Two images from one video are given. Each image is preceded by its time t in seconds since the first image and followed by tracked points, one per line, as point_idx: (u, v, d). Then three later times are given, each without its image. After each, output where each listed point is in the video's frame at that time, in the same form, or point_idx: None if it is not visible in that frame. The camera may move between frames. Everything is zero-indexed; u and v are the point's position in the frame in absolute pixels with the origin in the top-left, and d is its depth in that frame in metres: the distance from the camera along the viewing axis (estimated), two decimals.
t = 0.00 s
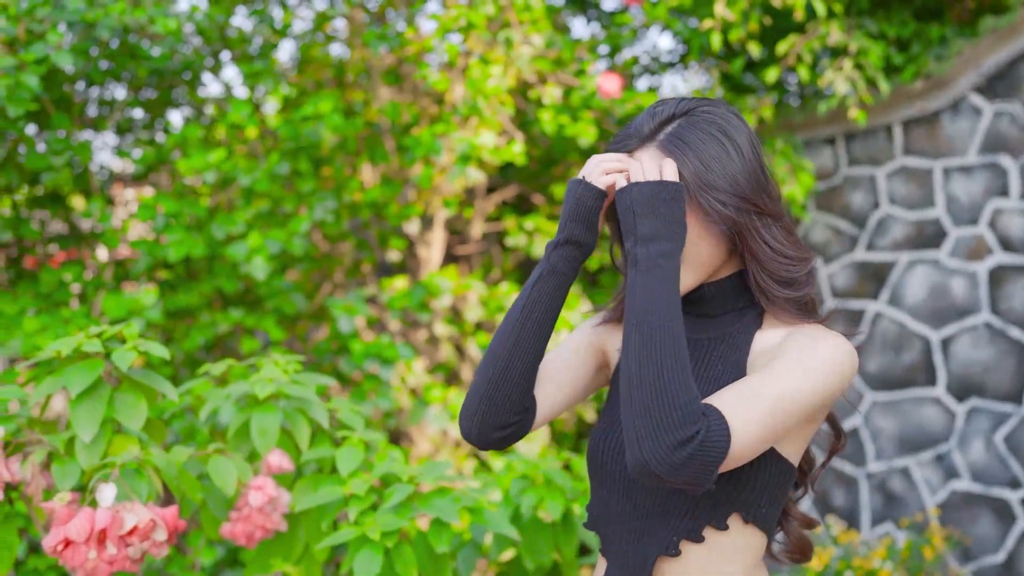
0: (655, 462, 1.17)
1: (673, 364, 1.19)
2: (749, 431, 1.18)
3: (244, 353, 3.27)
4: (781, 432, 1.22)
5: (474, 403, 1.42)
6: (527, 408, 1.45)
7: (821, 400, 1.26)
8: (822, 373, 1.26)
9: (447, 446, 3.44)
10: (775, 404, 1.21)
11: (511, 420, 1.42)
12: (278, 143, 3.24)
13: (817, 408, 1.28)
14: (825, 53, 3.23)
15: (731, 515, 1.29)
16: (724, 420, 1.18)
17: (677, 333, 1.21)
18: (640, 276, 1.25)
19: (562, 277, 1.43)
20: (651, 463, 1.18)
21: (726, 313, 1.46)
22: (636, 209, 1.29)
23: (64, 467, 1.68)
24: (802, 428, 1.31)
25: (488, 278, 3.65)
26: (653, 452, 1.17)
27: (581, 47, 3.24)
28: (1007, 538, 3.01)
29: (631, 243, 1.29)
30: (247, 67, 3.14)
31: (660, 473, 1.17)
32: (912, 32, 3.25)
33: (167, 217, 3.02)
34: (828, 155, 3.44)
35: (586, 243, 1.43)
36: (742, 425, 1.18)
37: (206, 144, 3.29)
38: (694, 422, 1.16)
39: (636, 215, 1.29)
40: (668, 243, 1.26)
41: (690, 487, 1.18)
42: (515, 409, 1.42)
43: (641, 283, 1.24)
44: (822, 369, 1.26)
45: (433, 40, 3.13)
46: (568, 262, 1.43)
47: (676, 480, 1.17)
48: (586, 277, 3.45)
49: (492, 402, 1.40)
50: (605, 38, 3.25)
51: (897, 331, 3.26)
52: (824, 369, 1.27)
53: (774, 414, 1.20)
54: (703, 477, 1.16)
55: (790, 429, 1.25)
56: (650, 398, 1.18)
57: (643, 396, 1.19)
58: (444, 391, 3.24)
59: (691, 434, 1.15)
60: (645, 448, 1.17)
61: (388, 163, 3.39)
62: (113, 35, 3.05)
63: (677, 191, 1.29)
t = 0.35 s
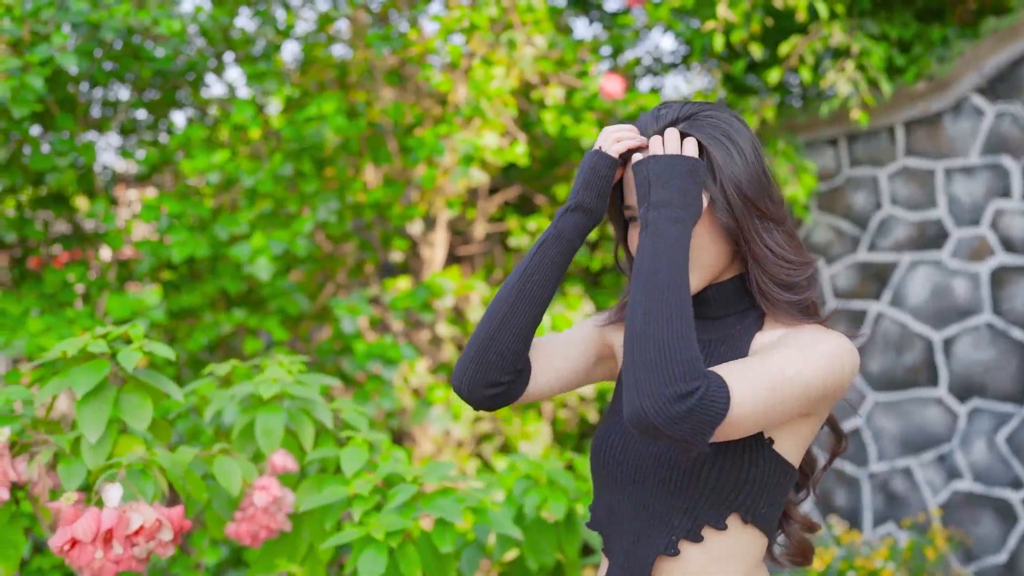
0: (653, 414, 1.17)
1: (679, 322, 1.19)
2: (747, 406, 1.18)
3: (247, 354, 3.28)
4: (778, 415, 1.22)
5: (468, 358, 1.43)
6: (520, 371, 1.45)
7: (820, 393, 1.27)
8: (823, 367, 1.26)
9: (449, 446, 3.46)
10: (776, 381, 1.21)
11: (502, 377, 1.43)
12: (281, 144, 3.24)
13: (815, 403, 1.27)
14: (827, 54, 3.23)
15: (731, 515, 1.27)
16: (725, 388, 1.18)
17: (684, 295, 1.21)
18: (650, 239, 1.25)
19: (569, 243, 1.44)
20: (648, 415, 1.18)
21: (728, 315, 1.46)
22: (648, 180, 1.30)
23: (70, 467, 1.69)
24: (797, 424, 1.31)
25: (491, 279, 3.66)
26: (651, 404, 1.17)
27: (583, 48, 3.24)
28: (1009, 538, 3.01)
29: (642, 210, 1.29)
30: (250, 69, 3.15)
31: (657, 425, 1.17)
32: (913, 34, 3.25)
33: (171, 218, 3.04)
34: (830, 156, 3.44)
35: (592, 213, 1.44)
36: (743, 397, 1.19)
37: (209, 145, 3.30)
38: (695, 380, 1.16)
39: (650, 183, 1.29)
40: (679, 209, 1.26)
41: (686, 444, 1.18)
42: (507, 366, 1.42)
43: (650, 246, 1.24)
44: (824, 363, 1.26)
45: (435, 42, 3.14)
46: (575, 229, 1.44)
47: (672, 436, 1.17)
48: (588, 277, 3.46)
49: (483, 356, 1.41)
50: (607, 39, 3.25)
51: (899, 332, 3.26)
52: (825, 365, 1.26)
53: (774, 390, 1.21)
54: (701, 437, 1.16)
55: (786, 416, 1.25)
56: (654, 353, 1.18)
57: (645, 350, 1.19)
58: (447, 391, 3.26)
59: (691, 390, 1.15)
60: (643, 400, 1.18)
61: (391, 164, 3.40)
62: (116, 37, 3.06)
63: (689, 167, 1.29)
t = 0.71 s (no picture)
0: (654, 352, 1.12)
1: (688, 271, 1.15)
2: (746, 371, 1.13)
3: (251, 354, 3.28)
4: (776, 394, 1.16)
5: (471, 305, 1.40)
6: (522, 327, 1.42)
7: (826, 380, 1.18)
8: (829, 351, 1.17)
9: (453, 446, 3.47)
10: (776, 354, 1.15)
11: (503, 331, 1.39)
12: (286, 145, 3.25)
13: (820, 392, 1.19)
14: (831, 55, 3.23)
15: (732, 513, 1.20)
16: (727, 341, 1.14)
17: (696, 247, 1.17)
18: (665, 193, 1.22)
19: (583, 206, 1.41)
20: (649, 355, 1.13)
21: (733, 316, 1.39)
22: (666, 150, 1.28)
23: (77, 468, 1.69)
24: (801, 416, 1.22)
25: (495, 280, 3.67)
26: (653, 342, 1.12)
27: (587, 49, 3.24)
28: (1013, 538, 3.01)
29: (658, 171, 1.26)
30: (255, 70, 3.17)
31: (657, 364, 1.12)
32: (918, 34, 3.24)
33: (176, 219, 3.05)
34: (833, 157, 3.44)
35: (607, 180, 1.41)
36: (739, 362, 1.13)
37: (214, 146, 3.30)
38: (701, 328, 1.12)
39: (670, 148, 1.27)
40: (694, 171, 1.23)
41: (683, 389, 1.13)
42: (509, 320, 1.39)
43: (665, 200, 1.21)
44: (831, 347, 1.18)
45: (440, 43, 3.15)
46: (590, 194, 1.41)
47: (670, 379, 1.13)
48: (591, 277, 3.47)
49: (485, 306, 1.38)
50: (611, 40, 3.26)
51: (902, 332, 3.26)
52: (831, 350, 1.17)
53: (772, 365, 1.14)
54: (699, 384, 1.12)
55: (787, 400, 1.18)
56: (661, 295, 1.14)
57: (652, 290, 1.15)
58: (451, 391, 3.28)
59: (694, 335, 1.12)
60: (646, 338, 1.13)
61: (395, 165, 3.40)
62: (122, 39, 3.07)
63: (708, 138, 1.27)
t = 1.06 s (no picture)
0: (663, 298, 1.09)
1: (709, 230, 1.13)
2: (748, 341, 1.11)
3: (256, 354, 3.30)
4: (776, 375, 1.13)
5: (479, 263, 1.46)
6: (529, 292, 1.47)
7: (827, 374, 1.15)
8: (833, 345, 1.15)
9: (457, 446, 3.49)
10: (781, 331, 1.13)
11: (508, 292, 1.44)
12: (291, 146, 3.26)
13: (819, 387, 1.17)
14: (834, 55, 3.23)
15: (732, 514, 1.20)
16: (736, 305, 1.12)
17: (718, 211, 1.15)
18: (696, 159, 1.20)
19: (599, 183, 1.47)
20: (658, 301, 1.10)
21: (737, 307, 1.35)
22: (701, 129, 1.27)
23: (84, 467, 1.69)
24: (800, 410, 1.21)
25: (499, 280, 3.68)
26: (665, 288, 1.09)
27: (591, 50, 3.24)
28: (1017, 538, 3.01)
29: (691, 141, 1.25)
30: (260, 72, 3.18)
31: (664, 310, 1.09)
32: (922, 34, 3.26)
33: (181, 219, 3.07)
34: (837, 157, 3.43)
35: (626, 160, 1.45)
36: (747, 328, 1.11)
37: (219, 147, 3.32)
38: (714, 288, 1.10)
39: (707, 125, 1.26)
40: (730, 149, 1.22)
41: (684, 342, 1.11)
42: (514, 281, 1.44)
43: (696, 164, 1.19)
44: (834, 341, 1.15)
45: (444, 44, 3.16)
46: (605, 170, 1.46)
47: (675, 329, 1.10)
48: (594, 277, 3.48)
49: (491, 265, 1.44)
50: (614, 41, 3.27)
51: (906, 333, 3.26)
52: (833, 344, 1.14)
53: (774, 339, 1.12)
54: (700, 339, 1.10)
55: (787, 386, 1.15)
56: (680, 247, 1.12)
57: (669, 239, 1.13)
58: (455, 391, 3.30)
59: (706, 291, 1.09)
60: (657, 283, 1.10)
61: (399, 165, 3.41)
62: (127, 41, 3.09)
63: (745, 126, 1.27)
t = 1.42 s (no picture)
0: (675, 272, 1.10)
1: (731, 219, 1.14)
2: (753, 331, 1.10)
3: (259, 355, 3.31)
4: (777, 368, 1.12)
5: (498, 244, 1.52)
6: (540, 278, 1.51)
7: (827, 372, 1.14)
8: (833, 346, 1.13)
9: (459, 446, 3.51)
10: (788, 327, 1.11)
11: (521, 274, 1.48)
12: (293, 147, 3.27)
13: (818, 386, 1.16)
14: (836, 57, 3.23)
15: (733, 515, 1.20)
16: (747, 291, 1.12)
17: (740, 208, 1.16)
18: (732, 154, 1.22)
19: (618, 184, 1.55)
20: (669, 276, 1.11)
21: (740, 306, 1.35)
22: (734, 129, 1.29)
23: (89, 469, 1.68)
24: (801, 409, 1.21)
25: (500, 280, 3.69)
26: (679, 264, 1.10)
27: (593, 51, 3.25)
28: (1019, 539, 3.01)
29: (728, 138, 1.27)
30: (262, 73, 3.19)
31: (674, 286, 1.10)
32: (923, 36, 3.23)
33: (184, 221, 3.09)
34: (839, 158, 3.41)
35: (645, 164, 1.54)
36: (753, 317, 1.10)
37: (222, 148, 3.32)
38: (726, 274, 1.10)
39: (745, 127, 1.28)
40: (763, 152, 1.24)
41: (690, 320, 1.11)
42: (528, 264, 1.49)
43: (735, 156, 1.21)
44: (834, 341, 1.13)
45: (446, 46, 3.17)
46: (627, 171, 1.54)
47: (682, 307, 1.10)
48: (596, 278, 3.49)
49: (510, 246, 1.50)
50: (616, 42, 3.28)
51: (907, 334, 3.25)
52: (835, 343, 1.13)
53: (778, 334, 1.11)
54: (706, 321, 1.09)
55: (788, 381, 1.14)
56: (699, 231, 1.12)
57: (688, 223, 1.14)
58: (458, 392, 3.32)
59: (719, 274, 1.10)
60: (671, 258, 1.11)
61: (401, 166, 3.42)
62: (130, 42, 3.10)
63: (779, 140, 1.29)
